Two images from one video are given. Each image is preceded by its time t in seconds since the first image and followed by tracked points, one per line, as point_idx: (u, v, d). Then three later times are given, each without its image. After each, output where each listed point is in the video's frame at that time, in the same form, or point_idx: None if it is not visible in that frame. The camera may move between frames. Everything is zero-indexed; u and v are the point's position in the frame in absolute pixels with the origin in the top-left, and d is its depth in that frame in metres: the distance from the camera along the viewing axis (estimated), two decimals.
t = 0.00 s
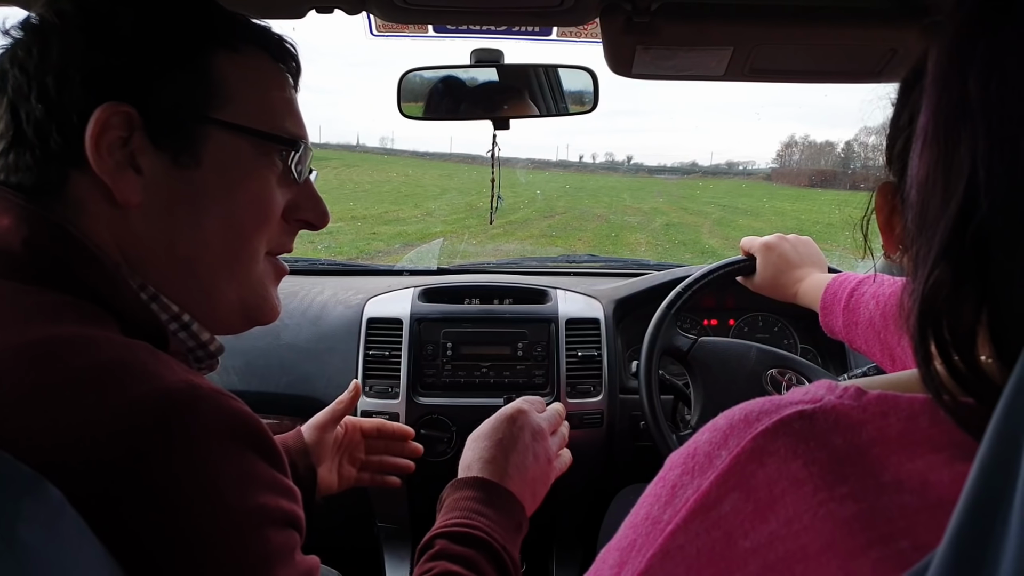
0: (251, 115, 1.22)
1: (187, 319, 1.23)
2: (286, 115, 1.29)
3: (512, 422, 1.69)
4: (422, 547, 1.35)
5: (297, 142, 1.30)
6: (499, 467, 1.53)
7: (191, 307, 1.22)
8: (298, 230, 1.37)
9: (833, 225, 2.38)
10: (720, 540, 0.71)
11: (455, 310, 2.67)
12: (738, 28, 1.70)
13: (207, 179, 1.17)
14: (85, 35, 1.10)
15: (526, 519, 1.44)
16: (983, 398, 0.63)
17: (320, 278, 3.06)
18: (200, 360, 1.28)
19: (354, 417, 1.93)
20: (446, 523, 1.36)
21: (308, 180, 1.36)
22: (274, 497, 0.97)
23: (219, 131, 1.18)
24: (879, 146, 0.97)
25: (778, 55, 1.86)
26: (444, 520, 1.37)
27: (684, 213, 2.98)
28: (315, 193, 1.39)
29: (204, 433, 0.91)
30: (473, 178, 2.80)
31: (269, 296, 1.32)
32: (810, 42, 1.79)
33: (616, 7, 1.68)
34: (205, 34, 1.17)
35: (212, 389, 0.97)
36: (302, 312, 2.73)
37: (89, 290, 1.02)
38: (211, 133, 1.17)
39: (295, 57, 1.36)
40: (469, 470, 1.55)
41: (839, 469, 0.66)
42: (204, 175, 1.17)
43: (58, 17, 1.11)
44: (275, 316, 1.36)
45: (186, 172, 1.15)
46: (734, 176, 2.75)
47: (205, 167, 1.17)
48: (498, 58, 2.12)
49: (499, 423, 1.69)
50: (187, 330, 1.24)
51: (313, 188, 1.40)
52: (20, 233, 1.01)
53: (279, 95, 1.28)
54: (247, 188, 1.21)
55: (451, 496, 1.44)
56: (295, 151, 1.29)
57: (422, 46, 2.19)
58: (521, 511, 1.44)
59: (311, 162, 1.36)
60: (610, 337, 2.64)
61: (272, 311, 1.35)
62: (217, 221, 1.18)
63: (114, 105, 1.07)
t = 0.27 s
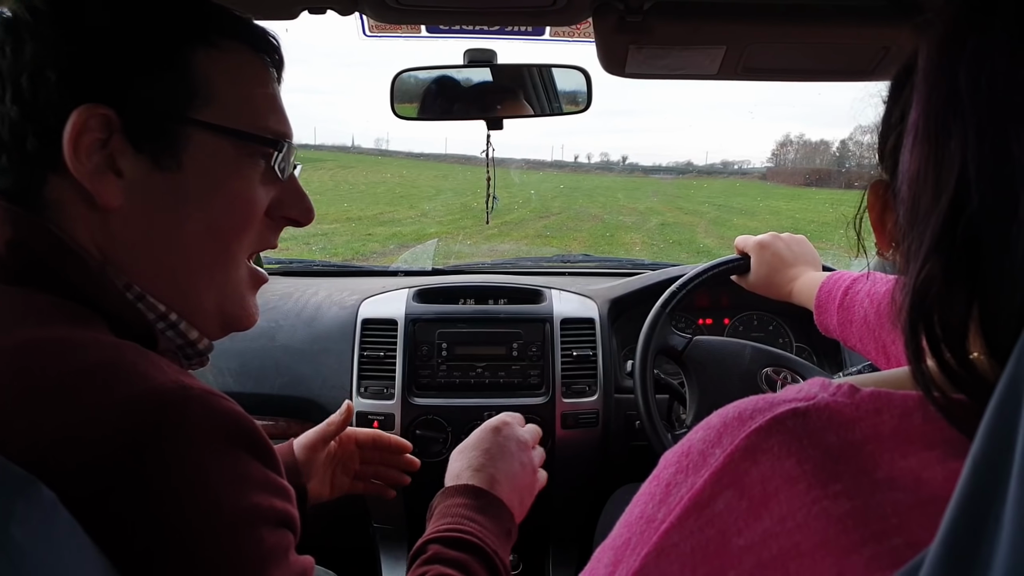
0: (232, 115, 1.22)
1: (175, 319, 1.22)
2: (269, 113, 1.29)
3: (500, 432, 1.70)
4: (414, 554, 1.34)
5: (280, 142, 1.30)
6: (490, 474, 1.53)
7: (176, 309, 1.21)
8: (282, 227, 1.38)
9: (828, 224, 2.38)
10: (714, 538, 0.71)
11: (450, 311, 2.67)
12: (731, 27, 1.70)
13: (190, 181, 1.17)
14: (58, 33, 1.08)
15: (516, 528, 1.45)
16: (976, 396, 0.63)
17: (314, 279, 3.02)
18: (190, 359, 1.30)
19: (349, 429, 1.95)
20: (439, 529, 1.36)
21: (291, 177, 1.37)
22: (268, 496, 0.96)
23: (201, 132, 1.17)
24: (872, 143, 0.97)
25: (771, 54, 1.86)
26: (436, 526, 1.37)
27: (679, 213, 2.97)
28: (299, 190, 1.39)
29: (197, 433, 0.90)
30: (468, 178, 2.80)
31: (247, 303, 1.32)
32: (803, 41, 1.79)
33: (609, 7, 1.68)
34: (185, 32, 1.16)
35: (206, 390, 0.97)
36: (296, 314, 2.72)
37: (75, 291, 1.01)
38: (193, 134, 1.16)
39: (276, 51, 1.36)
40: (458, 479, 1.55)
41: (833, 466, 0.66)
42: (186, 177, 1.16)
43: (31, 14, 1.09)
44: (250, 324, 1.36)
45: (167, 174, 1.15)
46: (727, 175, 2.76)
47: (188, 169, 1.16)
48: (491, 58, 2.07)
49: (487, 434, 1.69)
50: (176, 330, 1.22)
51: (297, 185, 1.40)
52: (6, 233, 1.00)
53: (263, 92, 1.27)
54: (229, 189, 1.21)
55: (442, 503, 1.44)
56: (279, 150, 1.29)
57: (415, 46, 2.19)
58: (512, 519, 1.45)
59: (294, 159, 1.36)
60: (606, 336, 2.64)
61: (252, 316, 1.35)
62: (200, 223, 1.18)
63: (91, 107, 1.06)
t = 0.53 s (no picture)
0: (225, 105, 1.20)
1: (175, 308, 1.21)
2: (260, 98, 1.27)
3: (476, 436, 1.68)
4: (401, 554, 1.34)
5: (272, 128, 1.29)
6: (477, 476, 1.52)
7: (174, 300, 1.21)
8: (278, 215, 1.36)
9: (827, 222, 2.38)
10: (713, 533, 0.71)
11: (448, 307, 2.66)
12: (730, 23, 1.70)
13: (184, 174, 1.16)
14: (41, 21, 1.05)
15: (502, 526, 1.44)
16: (976, 393, 0.63)
17: (313, 275, 3.00)
18: (190, 350, 1.27)
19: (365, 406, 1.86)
20: (424, 528, 1.36)
21: (286, 162, 1.35)
22: (266, 490, 0.96)
23: (191, 124, 1.16)
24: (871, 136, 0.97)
25: (770, 50, 1.86)
26: (422, 526, 1.37)
27: (678, 211, 2.96)
28: (293, 174, 1.38)
29: (195, 427, 0.89)
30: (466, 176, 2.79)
31: (253, 278, 1.32)
32: (802, 37, 1.79)
33: (608, 2, 1.68)
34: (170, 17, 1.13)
35: (204, 385, 0.96)
36: (294, 310, 2.72)
37: (71, 285, 1.01)
38: (183, 125, 1.15)
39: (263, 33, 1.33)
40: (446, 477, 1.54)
41: (832, 462, 0.66)
42: (180, 170, 1.16)
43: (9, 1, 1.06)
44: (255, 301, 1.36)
45: (161, 167, 1.14)
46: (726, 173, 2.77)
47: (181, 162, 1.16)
48: (490, 53, 2.06)
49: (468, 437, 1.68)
50: (175, 320, 1.22)
51: (291, 169, 1.39)
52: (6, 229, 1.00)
53: (253, 77, 1.25)
54: (224, 179, 1.20)
55: (429, 502, 1.43)
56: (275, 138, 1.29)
57: (414, 42, 2.18)
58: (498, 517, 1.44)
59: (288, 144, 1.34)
60: (604, 333, 2.63)
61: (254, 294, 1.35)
62: (195, 216, 1.17)
63: (80, 102, 1.06)
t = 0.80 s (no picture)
0: (258, 108, 1.22)
1: (190, 300, 1.20)
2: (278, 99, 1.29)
3: (512, 428, 1.70)
4: (429, 549, 1.34)
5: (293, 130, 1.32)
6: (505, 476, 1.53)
7: (192, 293, 1.22)
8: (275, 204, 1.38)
9: (829, 218, 2.38)
10: (716, 530, 0.71)
11: (450, 304, 2.66)
12: (733, 18, 1.69)
13: (227, 181, 1.18)
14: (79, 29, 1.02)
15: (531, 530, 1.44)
16: (975, 389, 0.64)
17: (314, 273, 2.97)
18: (205, 341, 1.26)
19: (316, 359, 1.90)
20: (455, 526, 1.36)
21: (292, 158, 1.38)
22: (275, 489, 0.96)
23: (237, 131, 1.18)
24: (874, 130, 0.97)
25: (772, 46, 1.86)
26: (453, 524, 1.37)
27: (680, 208, 3.01)
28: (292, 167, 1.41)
29: (207, 424, 0.90)
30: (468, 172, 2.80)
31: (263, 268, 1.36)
32: (804, 34, 1.79)
33: None
34: (211, 26, 1.13)
35: (218, 381, 0.97)
36: (297, 307, 2.72)
37: (95, 281, 1.01)
38: (229, 134, 1.17)
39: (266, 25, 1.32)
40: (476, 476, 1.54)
41: (834, 459, 0.66)
42: (223, 177, 1.18)
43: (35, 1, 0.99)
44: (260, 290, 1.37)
45: (209, 174, 1.16)
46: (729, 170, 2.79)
47: (226, 169, 1.18)
48: (492, 50, 2.06)
49: (500, 431, 1.70)
50: (190, 311, 1.21)
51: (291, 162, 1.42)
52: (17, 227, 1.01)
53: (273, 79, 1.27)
54: (257, 181, 1.23)
55: (461, 500, 1.43)
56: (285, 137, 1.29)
57: (416, 38, 2.18)
58: (528, 520, 1.45)
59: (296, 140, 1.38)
60: (606, 330, 2.64)
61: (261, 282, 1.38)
62: (234, 216, 1.20)
63: (144, 115, 1.06)
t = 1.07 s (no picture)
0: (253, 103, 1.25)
1: (191, 291, 1.20)
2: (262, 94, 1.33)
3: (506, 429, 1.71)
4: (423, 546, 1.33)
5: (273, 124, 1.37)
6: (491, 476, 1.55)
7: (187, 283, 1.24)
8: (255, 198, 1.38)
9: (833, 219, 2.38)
10: (718, 529, 0.71)
11: (453, 303, 2.66)
12: (736, 18, 1.69)
13: (231, 174, 1.23)
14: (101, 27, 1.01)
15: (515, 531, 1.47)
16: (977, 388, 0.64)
17: (317, 272, 3.00)
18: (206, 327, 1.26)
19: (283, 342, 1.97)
20: (452, 525, 1.35)
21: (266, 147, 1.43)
22: (282, 483, 0.95)
23: (243, 129, 1.22)
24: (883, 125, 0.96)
25: (776, 46, 1.86)
26: (448, 521, 1.37)
27: (683, 207, 2.99)
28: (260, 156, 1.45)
29: (213, 420, 0.90)
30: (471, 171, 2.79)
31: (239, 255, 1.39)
32: (808, 33, 1.78)
33: None
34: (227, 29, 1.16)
35: (227, 375, 0.97)
36: (300, 305, 2.72)
37: (98, 275, 1.02)
38: (238, 131, 1.21)
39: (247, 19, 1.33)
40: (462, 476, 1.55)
41: (836, 458, 0.66)
42: (229, 171, 1.22)
43: None
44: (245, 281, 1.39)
45: (220, 169, 1.20)
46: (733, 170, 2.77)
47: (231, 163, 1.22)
48: (497, 49, 2.09)
49: (492, 425, 1.71)
50: (192, 301, 1.21)
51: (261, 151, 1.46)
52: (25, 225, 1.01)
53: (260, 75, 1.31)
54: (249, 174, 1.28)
55: (457, 497, 1.44)
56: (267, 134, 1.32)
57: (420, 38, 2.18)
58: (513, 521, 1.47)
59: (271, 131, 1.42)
60: (608, 330, 2.63)
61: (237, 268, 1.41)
62: (232, 207, 1.25)
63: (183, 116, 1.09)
